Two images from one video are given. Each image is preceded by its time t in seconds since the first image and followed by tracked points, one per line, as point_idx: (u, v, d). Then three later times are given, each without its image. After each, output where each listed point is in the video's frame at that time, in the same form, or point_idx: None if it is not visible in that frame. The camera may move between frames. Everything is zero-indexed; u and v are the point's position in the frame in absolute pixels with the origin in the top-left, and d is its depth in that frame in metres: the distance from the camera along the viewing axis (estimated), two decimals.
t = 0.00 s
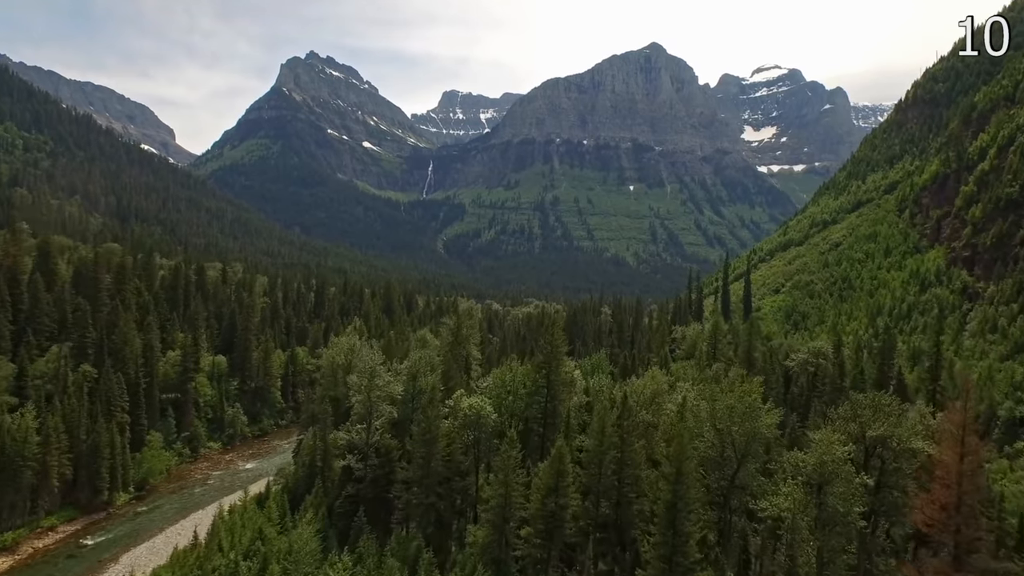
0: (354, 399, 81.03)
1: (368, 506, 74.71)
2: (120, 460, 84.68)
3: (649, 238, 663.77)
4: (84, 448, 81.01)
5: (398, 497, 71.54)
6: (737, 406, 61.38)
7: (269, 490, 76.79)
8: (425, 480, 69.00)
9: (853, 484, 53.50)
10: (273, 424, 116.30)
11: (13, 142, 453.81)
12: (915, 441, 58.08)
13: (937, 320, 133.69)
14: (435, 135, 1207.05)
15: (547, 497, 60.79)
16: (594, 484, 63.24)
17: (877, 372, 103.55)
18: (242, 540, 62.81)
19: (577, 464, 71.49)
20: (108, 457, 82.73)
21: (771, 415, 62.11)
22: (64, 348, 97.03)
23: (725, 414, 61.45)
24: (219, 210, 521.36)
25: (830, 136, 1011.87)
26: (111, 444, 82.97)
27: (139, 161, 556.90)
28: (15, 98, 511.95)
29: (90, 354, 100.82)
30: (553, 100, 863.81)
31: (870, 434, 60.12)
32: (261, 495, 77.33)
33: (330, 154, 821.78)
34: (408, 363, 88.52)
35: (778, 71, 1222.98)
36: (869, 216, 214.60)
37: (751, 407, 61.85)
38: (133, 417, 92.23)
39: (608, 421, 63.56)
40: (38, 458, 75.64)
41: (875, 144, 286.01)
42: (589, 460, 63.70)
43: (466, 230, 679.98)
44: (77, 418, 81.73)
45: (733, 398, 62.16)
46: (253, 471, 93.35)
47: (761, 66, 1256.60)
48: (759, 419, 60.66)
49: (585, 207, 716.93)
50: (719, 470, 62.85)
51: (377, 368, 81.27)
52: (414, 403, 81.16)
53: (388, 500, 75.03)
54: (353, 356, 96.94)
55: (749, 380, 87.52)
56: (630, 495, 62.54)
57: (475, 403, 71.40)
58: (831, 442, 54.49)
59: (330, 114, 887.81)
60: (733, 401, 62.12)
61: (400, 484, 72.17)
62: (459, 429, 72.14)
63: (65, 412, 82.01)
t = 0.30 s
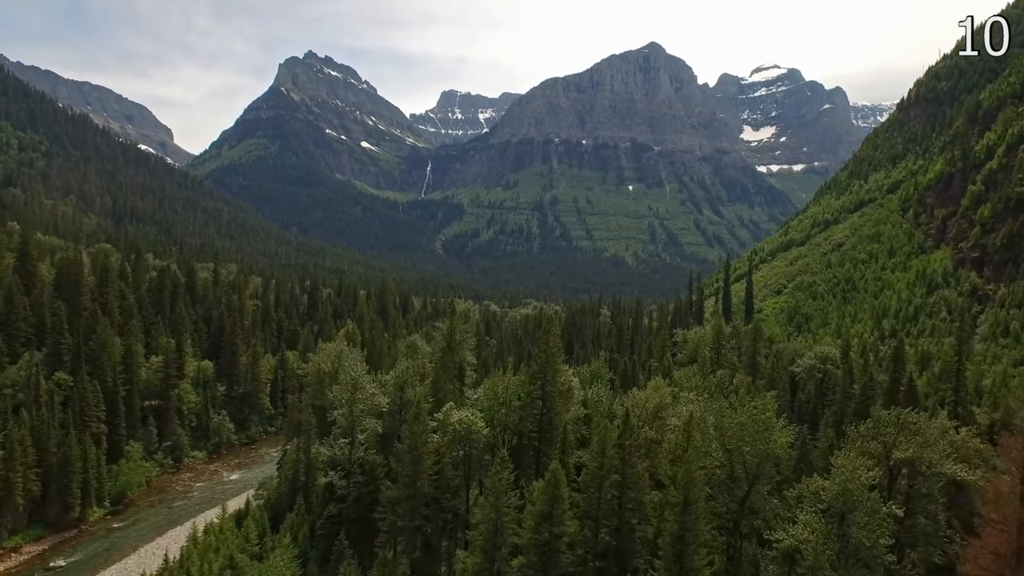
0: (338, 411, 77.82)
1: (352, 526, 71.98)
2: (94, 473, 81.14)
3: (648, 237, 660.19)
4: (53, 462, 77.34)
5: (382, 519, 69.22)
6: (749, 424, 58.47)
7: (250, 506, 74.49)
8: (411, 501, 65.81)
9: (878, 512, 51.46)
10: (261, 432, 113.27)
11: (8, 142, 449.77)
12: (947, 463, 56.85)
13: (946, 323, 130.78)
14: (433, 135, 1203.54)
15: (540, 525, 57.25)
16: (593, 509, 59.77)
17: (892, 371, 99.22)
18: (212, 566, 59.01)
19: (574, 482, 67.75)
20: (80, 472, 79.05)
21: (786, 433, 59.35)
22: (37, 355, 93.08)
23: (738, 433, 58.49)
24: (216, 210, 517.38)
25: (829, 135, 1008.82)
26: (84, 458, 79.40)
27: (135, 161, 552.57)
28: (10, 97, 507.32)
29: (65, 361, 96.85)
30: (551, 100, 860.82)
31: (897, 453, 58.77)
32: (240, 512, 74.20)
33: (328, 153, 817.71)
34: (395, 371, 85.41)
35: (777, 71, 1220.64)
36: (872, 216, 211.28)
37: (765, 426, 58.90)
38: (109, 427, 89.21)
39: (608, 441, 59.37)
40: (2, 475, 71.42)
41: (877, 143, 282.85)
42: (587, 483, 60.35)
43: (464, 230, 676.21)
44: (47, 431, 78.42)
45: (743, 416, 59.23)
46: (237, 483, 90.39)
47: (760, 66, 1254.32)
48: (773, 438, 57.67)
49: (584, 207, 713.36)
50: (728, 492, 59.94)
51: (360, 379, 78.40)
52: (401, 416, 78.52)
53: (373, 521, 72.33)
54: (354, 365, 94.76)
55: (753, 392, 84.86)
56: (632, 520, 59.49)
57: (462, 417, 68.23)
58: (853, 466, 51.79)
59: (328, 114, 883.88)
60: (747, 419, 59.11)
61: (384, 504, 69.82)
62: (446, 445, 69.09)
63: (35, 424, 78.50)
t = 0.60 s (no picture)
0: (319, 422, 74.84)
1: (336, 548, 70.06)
2: (68, 487, 78.12)
3: (648, 237, 657.38)
4: (24, 476, 73.69)
5: (367, 539, 66.19)
6: (761, 443, 56.21)
7: (231, 521, 73.30)
8: (398, 522, 63.28)
9: (903, 543, 48.33)
10: (251, 438, 111.34)
11: (3, 141, 446.39)
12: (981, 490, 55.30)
13: (952, 326, 128.44)
14: (432, 135, 1200.68)
15: (534, 553, 54.49)
16: (591, 536, 56.89)
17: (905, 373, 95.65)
18: None
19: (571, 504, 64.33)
20: (54, 485, 75.88)
21: (800, 450, 57.15)
22: (12, 363, 90.09)
23: (750, 453, 56.21)
24: (213, 210, 514.13)
25: (829, 136, 1006.14)
26: (58, 470, 76.27)
27: (132, 160, 549.05)
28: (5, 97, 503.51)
29: (43, 367, 93.73)
30: (550, 100, 858.72)
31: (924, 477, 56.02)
32: (221, 529, 71.98)
33: (327, 153, 814.57)
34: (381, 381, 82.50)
35: (777, 71, 1218.56)
36: (875, 216, 208.48)
37: (779, 444, 56.64)
38: (89, 436, 86.55)
39: (609, 461, 56.46)
40: None
41: (879, 142, 280.17)
42: (584, 507, 57.60)
43: (463, 230, 672.90)
44: (18, 444, 74.90)
45: (754, 435, 56.83)
46: (223, 495, 88.85)
47: (759, 66, 1252.02)
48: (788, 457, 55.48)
49: (583, 207, 710.57)
50: (737, 514, 58.10)
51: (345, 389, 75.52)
52: (389, 428, 74.50)
53: (358, 540, 70.54)
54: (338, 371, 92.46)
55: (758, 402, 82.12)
56: (633, 546, 56.43)
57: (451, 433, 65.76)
58: (875, 493, 49.78)
59: (327, 114, 880.53)
60: (760, 437, 56.87)
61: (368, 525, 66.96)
62: (436, 460, 66.39)
63: (4, 437, 75.08)
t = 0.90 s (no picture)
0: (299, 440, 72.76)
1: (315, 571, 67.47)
2: (42, 501, 75.08)
3: (647, 237, 654.40)
4: None
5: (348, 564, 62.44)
6: (775, 470, 54.43)
7: (209, 541, 70.97)
8: (382, 548, 60.62)
9: None
10: (239, 446, 109.00)
11: None
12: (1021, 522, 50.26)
13: (960, 329, 126.01)
14: (431, 135, 1197.63)
15: None
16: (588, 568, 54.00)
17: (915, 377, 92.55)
18: None
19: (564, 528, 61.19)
20: (26, 501, 72.69)
21: (814, 472, 55.50)
22: None
23: (763, 479, 54.50)
24: (211, 210, 510.70)
25: (828, 135, 1003.80)
26: (30, 486, 73.12)
27: (129, 160, 545.73)
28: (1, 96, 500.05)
29: (19, 376, 90.44)
30: (549, 100, 856.76)
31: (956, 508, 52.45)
32: (198, 549, 69.85)
33: (325, 154, 811.12)
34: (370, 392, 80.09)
35: (776, 71, 1216.76)
36: (877, 216, 205.73)
37: (792, 468, 54.81)
38: (66, 448, 83.89)
39: (608, 487, 53.89)
40: None
41: (881, 142, 277.56)
42: (582, 536, 54.82)
43: (462, 230, 670.07)
44: None
45: (769, 457, 55.07)
46: (207, 509, 86.60)
47: (758, 66, 1250.16)
48: (803, 483, 53.71)
49: (582, 206, 707.66)
50: (748, 541, 56.60)
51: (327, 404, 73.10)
52: (376, 443, 73.10)
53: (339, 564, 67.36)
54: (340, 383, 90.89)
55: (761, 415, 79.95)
56: None
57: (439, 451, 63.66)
58: (900, 520, 48.03)
59: (325, 114, 877.44)
60: (774, 461, 55.05)
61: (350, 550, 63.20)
62: (424, 479, 64.51)
63: None
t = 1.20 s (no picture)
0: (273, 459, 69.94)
1: None
2: (14, 518, 72.21)
3: (646, 237, 651.23)
4: None
5: None
6: (790, 500, 52.61)
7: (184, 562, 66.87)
8: None
9: None
10: (228, 454, 106.83)
11: None
12: None
13: (969, 333, 123.52)
14: (429, 135, 1194.29)
15: None
16: None
17: (926, 385, 90.57)
18: None
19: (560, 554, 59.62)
20: None
21: (832, 500, 54.31)
22: None
23: (780, 510, 52.66)
24: (208, 210, 506.33)
25: (827, 135, 1001.00)
26: None
27: (126, 160, 542.02)
28: None
29: None
30: (548, 100, 854.65)
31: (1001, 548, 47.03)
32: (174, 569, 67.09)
33: (324, 154, 807.93)
34: (359, 404, 78.24)
35: (774, 71, 1215.41)
36: (880, 216, 202.92)
37: (811, 498, 53.17)
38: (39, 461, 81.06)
39: (606, 521, 52.28)
40: None
41: (882, 141, 274.85)
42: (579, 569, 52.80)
43: (461, 230, 667.50)
44: None
45: (788, 485, 53.23)
46: (189, 522, 84.22)
47: (756, 66, 1248.26)
48: (821, 515, 52.50)
49: (581, 207, 704.91)
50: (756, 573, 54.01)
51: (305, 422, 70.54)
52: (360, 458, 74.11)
53: None
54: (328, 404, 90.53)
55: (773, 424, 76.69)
56: None
57: (428, 475, 62.01)
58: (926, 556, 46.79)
59: (324, 114, 874.45)
60: (791, 489, 53.21)
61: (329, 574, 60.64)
62: (411, 502, 62.86)
63: None
